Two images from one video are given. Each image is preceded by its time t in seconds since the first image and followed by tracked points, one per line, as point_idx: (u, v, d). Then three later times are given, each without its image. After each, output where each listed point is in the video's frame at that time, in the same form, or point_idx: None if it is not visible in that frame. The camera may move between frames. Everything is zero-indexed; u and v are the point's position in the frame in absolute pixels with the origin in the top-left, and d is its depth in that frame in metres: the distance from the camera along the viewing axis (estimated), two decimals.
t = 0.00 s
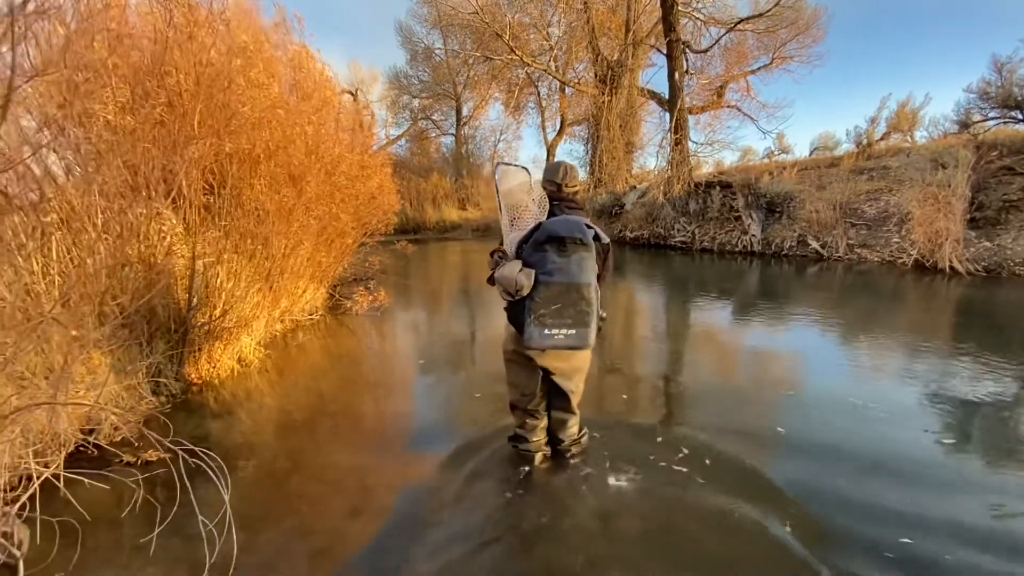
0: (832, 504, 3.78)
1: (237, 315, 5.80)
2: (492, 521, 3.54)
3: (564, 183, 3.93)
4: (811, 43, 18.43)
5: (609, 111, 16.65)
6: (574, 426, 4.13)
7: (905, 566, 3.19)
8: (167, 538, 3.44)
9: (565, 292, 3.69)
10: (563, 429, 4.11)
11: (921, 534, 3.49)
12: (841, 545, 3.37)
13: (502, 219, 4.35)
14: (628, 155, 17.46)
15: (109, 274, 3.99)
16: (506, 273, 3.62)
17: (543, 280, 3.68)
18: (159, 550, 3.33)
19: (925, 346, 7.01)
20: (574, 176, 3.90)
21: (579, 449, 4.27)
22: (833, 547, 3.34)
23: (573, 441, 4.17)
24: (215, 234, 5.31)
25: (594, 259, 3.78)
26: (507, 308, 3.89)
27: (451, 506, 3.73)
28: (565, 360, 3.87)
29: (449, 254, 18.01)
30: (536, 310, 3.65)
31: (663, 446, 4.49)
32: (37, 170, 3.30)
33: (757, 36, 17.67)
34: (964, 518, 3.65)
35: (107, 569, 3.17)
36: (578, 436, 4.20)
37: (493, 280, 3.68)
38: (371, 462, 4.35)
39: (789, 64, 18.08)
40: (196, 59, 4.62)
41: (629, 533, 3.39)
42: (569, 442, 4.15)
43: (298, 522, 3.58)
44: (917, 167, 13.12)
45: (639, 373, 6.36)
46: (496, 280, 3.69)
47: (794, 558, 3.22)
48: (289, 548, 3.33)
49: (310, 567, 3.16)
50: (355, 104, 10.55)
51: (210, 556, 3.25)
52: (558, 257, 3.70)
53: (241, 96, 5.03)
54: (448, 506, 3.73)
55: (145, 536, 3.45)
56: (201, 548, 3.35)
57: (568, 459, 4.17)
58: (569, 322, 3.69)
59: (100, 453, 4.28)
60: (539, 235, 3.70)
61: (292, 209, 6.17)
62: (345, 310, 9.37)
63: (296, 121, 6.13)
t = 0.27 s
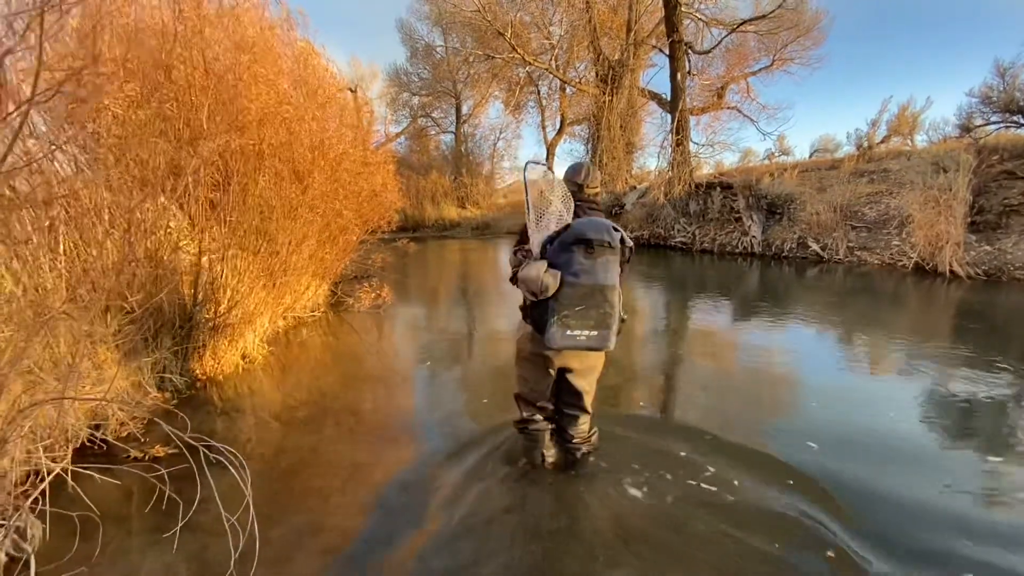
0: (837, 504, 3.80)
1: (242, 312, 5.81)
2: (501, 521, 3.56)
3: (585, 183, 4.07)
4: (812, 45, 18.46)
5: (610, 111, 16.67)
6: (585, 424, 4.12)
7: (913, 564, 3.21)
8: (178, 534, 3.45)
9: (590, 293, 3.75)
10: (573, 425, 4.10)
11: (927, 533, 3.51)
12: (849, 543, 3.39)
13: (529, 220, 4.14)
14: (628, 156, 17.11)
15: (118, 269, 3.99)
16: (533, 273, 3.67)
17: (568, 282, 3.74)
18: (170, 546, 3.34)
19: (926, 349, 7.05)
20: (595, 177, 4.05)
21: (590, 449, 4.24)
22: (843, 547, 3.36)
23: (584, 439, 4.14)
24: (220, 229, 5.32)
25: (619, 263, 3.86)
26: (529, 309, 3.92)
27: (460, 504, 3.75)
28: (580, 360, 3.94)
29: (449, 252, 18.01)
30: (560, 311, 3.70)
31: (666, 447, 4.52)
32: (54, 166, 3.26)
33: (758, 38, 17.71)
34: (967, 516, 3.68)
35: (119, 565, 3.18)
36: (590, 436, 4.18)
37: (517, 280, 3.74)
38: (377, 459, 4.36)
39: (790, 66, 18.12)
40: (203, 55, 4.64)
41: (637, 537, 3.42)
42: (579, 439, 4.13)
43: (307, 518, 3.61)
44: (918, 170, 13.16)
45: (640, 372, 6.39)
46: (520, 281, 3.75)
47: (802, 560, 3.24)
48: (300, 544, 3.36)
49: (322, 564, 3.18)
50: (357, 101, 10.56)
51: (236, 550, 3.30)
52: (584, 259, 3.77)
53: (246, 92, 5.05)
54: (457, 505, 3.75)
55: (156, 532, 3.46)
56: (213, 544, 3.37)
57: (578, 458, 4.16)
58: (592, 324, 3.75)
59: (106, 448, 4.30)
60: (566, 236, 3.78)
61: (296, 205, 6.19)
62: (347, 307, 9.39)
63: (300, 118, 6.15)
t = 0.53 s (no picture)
0: (843, 510, 3.82)
1: (247, 309, 5.85)
2: (508, 522, 3.60)
3: (600, 183, 4.37)
4: (814, 48, 18.49)
5: (612, 113, 16.70)
6: (593, 424, 4.25)
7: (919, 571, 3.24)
8: (188, 530, 3.49)
9: (610, 292, 3.81)
10: (582, 425, 4.24)
11: (932, 539, 3.54)
12: (856, 551, 3.41)
13: (548, 215, 4.13)
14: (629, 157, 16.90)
15: (128, 266, 4.02)
16: (554, 272, 3.74)
17: (589, 280, 3.79)
18: (181, 542, 3.38)
19: (926, 353, 7.11)
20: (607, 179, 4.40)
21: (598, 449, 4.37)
22: (851, 555, 3.38)
23: (592, 439, 4.28)
24: (226, 226, 5.36)
25: (639, 262, 3.95)
26: (547, 309, 3.99)
27: (468, 504, 3.79)
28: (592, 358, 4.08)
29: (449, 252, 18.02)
30: (580, 309, 3.76)
31: (667, 448, 4.57)
32: (62, 163, 3.13)
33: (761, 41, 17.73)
34: (971, 523, 3.71)
35: (131, 561, 3.21)
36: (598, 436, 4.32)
37: (539, 277, 3.80)
38: (383, 456, 4.39)
39: (791, 69, 18.16)
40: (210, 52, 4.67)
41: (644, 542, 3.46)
42: (588, 440, 4.27)
43: (317, 515, 3.64)
44: (919, 174, 13.20)
45: (640, 372, 6.42)
46: (541, 278, 3.80)
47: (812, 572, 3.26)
48: (311, 541, 3.39)
49: (333, 561, 3.22)
50: (359, 99, 10.58)
51: (255, 543, 3.35)
52: (605, 257, 3.83)
53: (253, 89, 5.08)
54: (464, 504, 3.79)
55: (166, 528, 3.49)
56: (224, 540, 3.41)
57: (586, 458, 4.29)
58: (610, 323, 3.82)
59: (114, 444, 4.34)
60: (588, 235, 3.86)
61: (301, 202, 6.21)
62: (349, 305, 9.43)
63: (306, 115, 6.18)
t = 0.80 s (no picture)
0: (847, 511, 3.83)
1: (252, 306, 5.87)
2: (516, 519, 3.63)
3: (609, 183, 4.44)
4: (817, 52, 18.50)
5: (614, 114, 16.72)
6: (601, 425, 4.33)
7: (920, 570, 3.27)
8: (199, 525, 3.51)
9: (618, 292, 3.83)
10: (590, 426, 4.30)
11: (937, 540, 3.55)
12: (862, 553, 3.42)
13: (556, 215, 4.23)
14: (631, 158, 17.07)
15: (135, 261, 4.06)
16: (562, 273, 3.78)
17: (597, 280, 3.81)
18: (192, 536, 3.41)
19: (929, 357, 7.13)
20: (617, 179, 4.46)
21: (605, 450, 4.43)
22: (858, 558, 3.38)
23: (600, 440, 4.35)
24: (232, 223, 5.39)
25: (647, 262, 3.95)
26: (556, 309, 4.02)
27: (475, 501, 3.82)
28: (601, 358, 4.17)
29: (450, 251, 18.05)
30: (588, 310, 3.80)
31: (669, 446, 4.60)
32: (75, 162, 3.20)
33: (764, 43, 17.74)
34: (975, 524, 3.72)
35: (142, 555, 3.24)
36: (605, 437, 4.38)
37: (547, 278, 3.83)
38: (390, 453, 4.42)
39: (794, 72, 18.19)
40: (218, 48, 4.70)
41: (651, 542, 3.47)
42: (595, 440, 4.34)
43: (325, 512, 3.67)
44: (922, 178, 13.22)
45: (641, 373, 6.44)
46: (549, 279, 3.83)
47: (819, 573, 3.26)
48: (320, 537, 3.42)
49: (344, 556, 3.25)
50: (363, 97, 10.61)
51: (277, 538, 3.39)
52: (613, 258, 3.85)
53: (260, 87, 5.12)
54: (472, 501, 3.82)
55: (177, 523, 3.52)
56: (235, 535, 3.44)
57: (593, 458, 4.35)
58: (617, 322, 3.86)
59: (122, 440, 4.38)
60: (596, 236, 3.87)
61: (306, 200, 6.24)
62: (352, 304, 9.45)
63: (312, 113, 6.21)
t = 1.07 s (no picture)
0: (852, 510, 3.82)
1: (255, 303, 5.89)
2: (519, 519, 3.65)
3: (604, 183, 4.33)
4: (820, 54, 18.50)
5: (617, 114, 16.72)
6: (605, 424, 4.31)
7: (918, 566, 3.29)
8: (203, 522, 3.53)
9: (610, 294, 3.95)
10: (594, 425, 4.29)
11: (943, 540, 3.55)
12: (870, 553, 3.41)
13: (548, 223, 4.25)
14: (633, 159, 17.42)
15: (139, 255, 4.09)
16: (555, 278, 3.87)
17: (589, 284, 3.94)
18: (196, 533, 3.42)
19: (929, 360, 7.14)
20: (613, 177, 4.34)
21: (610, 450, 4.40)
22: (866, 557, 3.37)
23: (604, 440, 4.33)
24: (236, 220, 5.41)
25: (637, 263, 4.08)
26: (551, 312, 4.13)
27: (478, 500, 3.83)
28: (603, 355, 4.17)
29: (451, 250, 18.06)
30: (582, 312, 3.91)
31: (670, 446, 4.62)
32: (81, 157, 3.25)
33: (766, 45, 17.75)
34: (979, 523, 3.72)
35: (147, 551, 3.26)
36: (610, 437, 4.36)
37: (540, 283, 3.94)
38: (393, 452, 4.43)
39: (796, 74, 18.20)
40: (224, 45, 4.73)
41: (657, 541, 3.47)
42: (600, 440, 4.31)
43: (329, 509, 3.68)
44: (924, 181, 13.23)
45: (641, 373, 6.46)
46: (542, 284, 3.95)
47: (828, 574, 3.24)
48: (324, 535, 3.43)
49: (348, 554, 3.26)
50: (366, 96, 10.62)
51: (283, 536, 3.40)
52: (603, 261, 3.97)
53: (265, 83, 5.15)
54: (475, 500, 3.83)
55: (181, 520, 3.54)
56: (239, 533, 3.45)
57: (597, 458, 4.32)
58: (612, 323, 3.96)
59: (124, 436, 4.38)
60: (585, 240, 3.99)
61: (309, 197, 6.26)
62: (354, 302, 9.46)
63: (316, 111, 6.23)
